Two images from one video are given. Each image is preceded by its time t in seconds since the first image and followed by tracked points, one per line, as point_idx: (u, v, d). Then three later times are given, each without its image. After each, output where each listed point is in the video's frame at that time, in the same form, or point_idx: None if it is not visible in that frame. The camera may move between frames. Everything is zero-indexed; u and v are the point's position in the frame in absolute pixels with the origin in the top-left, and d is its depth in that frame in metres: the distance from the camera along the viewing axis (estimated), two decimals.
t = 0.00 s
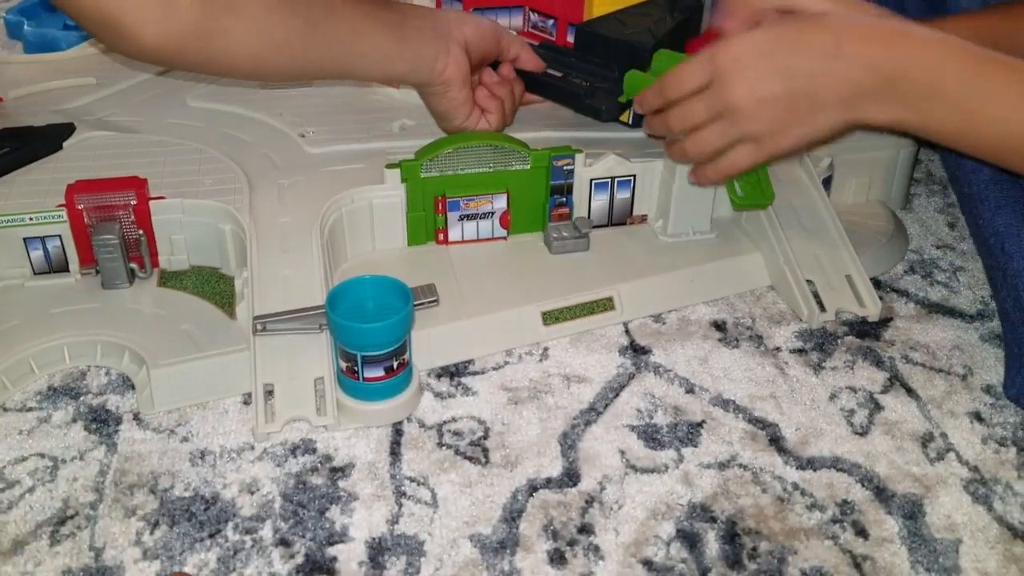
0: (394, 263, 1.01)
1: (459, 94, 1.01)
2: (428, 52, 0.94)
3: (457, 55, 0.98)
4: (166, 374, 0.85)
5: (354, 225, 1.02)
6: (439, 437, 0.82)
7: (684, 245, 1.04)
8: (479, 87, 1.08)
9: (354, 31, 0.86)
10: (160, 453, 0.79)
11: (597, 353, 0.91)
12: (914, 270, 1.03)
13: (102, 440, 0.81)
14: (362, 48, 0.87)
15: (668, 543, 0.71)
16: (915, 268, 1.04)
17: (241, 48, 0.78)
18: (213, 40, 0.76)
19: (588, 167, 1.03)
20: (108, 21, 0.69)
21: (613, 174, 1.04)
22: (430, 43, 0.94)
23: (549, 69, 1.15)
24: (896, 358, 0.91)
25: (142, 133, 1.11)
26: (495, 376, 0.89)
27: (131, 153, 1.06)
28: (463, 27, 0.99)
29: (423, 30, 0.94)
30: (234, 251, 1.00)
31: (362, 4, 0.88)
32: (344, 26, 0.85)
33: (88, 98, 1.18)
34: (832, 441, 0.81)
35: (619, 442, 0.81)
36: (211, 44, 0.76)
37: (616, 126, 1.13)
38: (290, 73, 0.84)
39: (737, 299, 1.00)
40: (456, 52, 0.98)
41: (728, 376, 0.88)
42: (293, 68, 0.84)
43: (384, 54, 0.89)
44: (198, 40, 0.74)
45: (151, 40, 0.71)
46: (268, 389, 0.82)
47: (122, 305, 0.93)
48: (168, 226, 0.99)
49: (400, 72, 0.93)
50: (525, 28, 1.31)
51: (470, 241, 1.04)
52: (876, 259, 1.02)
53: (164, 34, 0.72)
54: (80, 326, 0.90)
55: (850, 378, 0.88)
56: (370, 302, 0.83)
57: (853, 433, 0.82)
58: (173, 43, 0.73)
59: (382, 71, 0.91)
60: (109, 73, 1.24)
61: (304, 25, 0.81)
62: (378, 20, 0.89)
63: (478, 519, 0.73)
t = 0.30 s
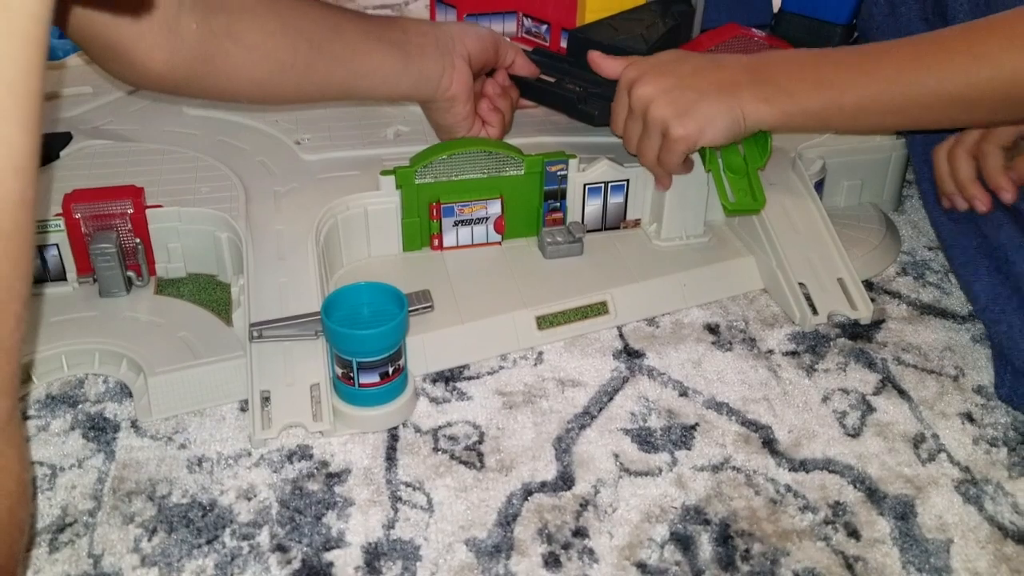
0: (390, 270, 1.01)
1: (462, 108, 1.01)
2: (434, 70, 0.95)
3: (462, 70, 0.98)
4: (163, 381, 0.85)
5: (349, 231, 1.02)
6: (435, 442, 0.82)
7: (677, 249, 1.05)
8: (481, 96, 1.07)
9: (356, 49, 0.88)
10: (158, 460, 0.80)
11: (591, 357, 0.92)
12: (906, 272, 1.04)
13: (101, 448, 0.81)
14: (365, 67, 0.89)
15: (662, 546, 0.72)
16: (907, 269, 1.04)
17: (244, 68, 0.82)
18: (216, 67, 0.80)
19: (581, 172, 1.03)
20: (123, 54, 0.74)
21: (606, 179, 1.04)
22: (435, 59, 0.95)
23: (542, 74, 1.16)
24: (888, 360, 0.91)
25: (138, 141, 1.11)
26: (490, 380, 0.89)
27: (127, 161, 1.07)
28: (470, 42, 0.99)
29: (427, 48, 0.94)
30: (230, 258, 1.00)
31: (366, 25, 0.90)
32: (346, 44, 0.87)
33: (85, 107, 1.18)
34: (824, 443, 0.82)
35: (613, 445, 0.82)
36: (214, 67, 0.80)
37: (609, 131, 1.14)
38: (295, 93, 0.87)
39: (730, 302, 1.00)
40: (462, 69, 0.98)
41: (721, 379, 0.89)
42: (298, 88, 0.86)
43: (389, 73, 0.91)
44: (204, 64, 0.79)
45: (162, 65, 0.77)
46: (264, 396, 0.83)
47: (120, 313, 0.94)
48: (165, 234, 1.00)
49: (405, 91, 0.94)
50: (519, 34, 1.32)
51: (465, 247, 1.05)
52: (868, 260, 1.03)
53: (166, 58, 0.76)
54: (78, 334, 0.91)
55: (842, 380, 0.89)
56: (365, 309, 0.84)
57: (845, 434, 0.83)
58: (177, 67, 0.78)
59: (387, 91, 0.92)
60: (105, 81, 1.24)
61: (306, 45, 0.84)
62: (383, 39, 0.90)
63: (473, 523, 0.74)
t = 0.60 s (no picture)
0: (383, 275, 1.02)
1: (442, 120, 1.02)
2: (415, 89, 0.96)
3: (441, 91, 0.99)
4: (156, 388, 0.85)
5: (343, 237, 1.02)
6: (428, 446, 0.82)
7: (670, 253, 1.05)
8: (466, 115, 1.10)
9: (338, 67, 0.89)
10: (151, 466, 0.80)
11: (585, 361, 0.92)
12: (898, 275, 1.04)
13: (94, 454, 0.81)
14: (342, 87, 0.90)
15: (655, 550, 0.72)
16: (900, 272, 1.05)
17: (220, 81, 0.82)
18: (195, 78, 0.80)
19: (574, 177, 1.03)
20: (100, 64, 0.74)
21: (599, 184, 1.04)
22: (417, 79, 0.96)
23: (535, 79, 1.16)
24: (880, 362, 0.92)
25: (132, 147, 1.12)
26: (484, 385, 0.89)
27: (121, 168, 1.07)
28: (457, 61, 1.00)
29: (411, 70, 0.95)
30: (224, 264, 1.01)
31: (353, 42, 0.91)
32: (327, 66, 0.88)
33: (79, 113, 1.19)
34: (817, 446, 0.82)
35: (606, 449, 0.82)
36: (191, 80, 0.80)
37: (601, 136, 1.14)
38: (270, 105, 0.87)
39: (723, 306, 1.01)
40: (438, 89, 0.98)
41: (714, 383, 0.89)
42: (275, 103, 0.87)
43: (364, 91, 0.92)
44: (182, 78, 0.79)
45: (137, 74, 0.77)
46: (258, 402, 0.83)
47: (113, 320, 0.94)
48: (159, 240, 1.00)
49: (383, 106, 0.95)
50: (513, 38, 1.33)
51: (458, 251, 1.05)
52: (861, 263, 1.03)
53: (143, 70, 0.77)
54: (71, 341, 0.91)
55: (835, 383, 0.89)
56: (358, 315, 0.84)
57: (837, 437, 0.83)
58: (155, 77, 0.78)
59: (360, 107, 0.93)
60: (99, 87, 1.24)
61: (287, 64, 0.85)
62: (366, 59, 0.91)
63: (466, 528, 0.74)
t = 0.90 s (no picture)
0: (385, 278, 1.01)
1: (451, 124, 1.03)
2: (422, 94, 0.96)
3: (453, 100, 0.99)
4: (159, 391, 0.85)
5: (345, 240, 1.02)
6: (431, 450, 0.82)
7: (673, 256, 1.05)
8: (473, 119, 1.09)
9: (346, 70, 0.88)
10: (153, 470, 0.80)
11: (587, 365, 0.92)
12: (901, 278, 1.04)
13: (96, 458, 0.81)
14: (349, 90, 0.89)
15: (659, 554, 0.72)
16: (902, 275, 1.04)
17: (227, 82, 0.81)
18: (200, 79, 0.79)
19: (576, 180, 1.03)
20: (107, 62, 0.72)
21: (601, 187, 1.04)
22: (426, 83, 0.96)
23: (537, 82, 1.16)
24: (883, 366, 0.92)
25: (134, 151, 1.11)
26: (487, 389, 0.89)
27: (122, 170, 1.07)
28: (468, 66, 1.00)
29: (418, 73, 0.95)
30: (227, 267, 1.01)
31: (359, 45, 0.90)
32: (333, 68, 0.87)
33: (81, 116, 1.18)
34: (821, 450, 0.82)
35: (609, 453, 0.82)
36: (196, 80, 0.79)
37: (604, 139, 1.14)
38: (276, 108, 0.86)
39: (726, 309, 1.00)
40: (452, 97, 0.99)
41: (717, 386, 0.89)
42: (282, 105, 0.86)
43: (373, 94, 0.91)
44: (190, 79, 0.78)
45: (141, 73, 0.75)
46: (261, 405, 0.83)
47: (115, 323, 0.94)
48: (160, 243, 1.00)
49: (390, 111, 0.95)
50: (514, 41, 1.33)
51: (460, 254, 1.05)
52: (863, 267, 1.03)
53: (150, 70, 0.75)
54: (73, 344, 0.90)
55: (838, 387, 0.89)
56: (361, 318, 0.84)
57: (840, 441, 0.83)
58: (162, 77, 0.76)
59: (368, 112, 0.93)
60: (101, 90, 1.24)
61: (294, 68, 0.84)
62: (371, 61, 0.91)
63: (470, 532, 0.74)
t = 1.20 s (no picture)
0: (388, 280, 1.01)
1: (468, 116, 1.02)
2: (437, 93, 0.95)
3: (472, 94, 0.99)
4: (161, 393, 0.85)
5: (348, 241, 1.02)
6: (433, 453, 0.82)
7: (675, 260, 1.05)
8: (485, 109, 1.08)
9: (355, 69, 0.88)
10: (155, 471, 0.80)
11: (589, 368, 0.92)
12: (903, 283, 1.04)
13: (97, 459, 0.81)
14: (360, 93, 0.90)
15: (661, 558, 0.72)
16: (904, 280, 1.05)
17: (234, 88, 0.81)
18: (207, 85, 0.78)
19: (579, 183, 1.03)
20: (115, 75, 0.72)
21: (604, 190, 1.04)
22: (444, 78, 0.95)
23: (540, 85, 1.16)
24: (885, 370, 0.92)
25: (136, 151, 1.11)
26: (489, 392, 0.89)
27: (125, 171, 1.07)
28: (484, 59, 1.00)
29: (434, 69, 0.94)
30: (229, 268, 1.00)
31: (365, 44, 0.90)
32: (342, 71, 0.87)
33: (83, 116, 1.18)
34: (823, 454, 0.82)
35: (612, 456, 0.82)
36: (203, 87, 0.78)
37: (606, 141, 1.14)
38: (288, 112, 0.87)
39: (728, 313, 1.00)
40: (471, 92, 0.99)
41: (719, 390, 0.89)
42: (293, 108, 0.86)
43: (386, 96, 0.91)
44: (197, 87, 0.78)
45: (150, 86, 0.74)
46: (263, 407, 0.83)
47: (117, 323, 0.94)
48: (163, 245, 1.00)
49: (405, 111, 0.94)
50: (517, 44, 1.33)
51: (463, 257, 1.05)
52: (865, 271, 1.03)
53: (160, 82, 0.74)
54: (75, 345, 0.90)
55: (840, 391, 0.89)
56: (364, 321, 0.84)
57: (843, 445, 0.83)
58: (171, 88, 0.76)
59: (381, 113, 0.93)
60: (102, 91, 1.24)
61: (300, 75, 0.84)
62: (381, 63, 0.90)
63: (472, 535, 0.74)
